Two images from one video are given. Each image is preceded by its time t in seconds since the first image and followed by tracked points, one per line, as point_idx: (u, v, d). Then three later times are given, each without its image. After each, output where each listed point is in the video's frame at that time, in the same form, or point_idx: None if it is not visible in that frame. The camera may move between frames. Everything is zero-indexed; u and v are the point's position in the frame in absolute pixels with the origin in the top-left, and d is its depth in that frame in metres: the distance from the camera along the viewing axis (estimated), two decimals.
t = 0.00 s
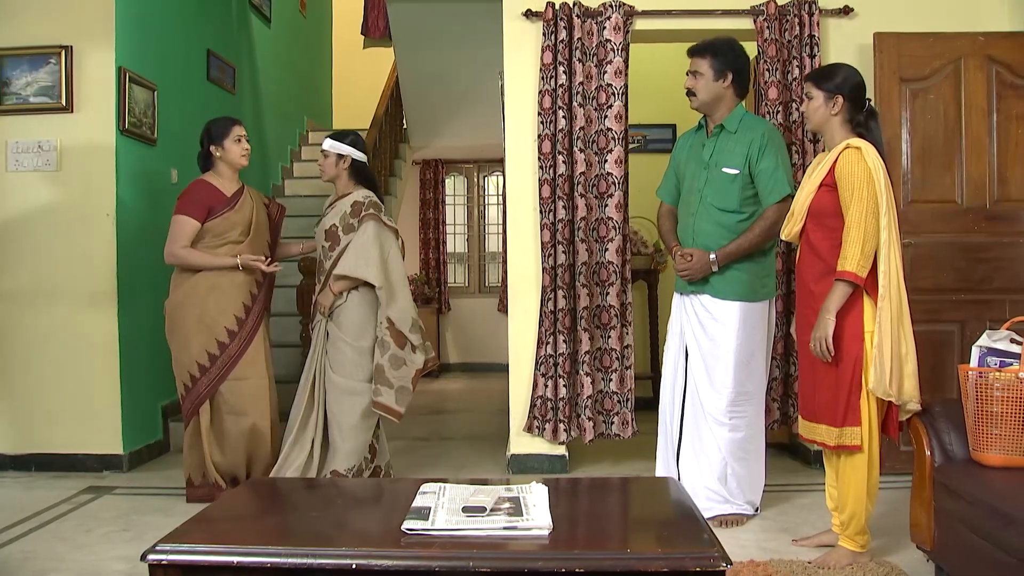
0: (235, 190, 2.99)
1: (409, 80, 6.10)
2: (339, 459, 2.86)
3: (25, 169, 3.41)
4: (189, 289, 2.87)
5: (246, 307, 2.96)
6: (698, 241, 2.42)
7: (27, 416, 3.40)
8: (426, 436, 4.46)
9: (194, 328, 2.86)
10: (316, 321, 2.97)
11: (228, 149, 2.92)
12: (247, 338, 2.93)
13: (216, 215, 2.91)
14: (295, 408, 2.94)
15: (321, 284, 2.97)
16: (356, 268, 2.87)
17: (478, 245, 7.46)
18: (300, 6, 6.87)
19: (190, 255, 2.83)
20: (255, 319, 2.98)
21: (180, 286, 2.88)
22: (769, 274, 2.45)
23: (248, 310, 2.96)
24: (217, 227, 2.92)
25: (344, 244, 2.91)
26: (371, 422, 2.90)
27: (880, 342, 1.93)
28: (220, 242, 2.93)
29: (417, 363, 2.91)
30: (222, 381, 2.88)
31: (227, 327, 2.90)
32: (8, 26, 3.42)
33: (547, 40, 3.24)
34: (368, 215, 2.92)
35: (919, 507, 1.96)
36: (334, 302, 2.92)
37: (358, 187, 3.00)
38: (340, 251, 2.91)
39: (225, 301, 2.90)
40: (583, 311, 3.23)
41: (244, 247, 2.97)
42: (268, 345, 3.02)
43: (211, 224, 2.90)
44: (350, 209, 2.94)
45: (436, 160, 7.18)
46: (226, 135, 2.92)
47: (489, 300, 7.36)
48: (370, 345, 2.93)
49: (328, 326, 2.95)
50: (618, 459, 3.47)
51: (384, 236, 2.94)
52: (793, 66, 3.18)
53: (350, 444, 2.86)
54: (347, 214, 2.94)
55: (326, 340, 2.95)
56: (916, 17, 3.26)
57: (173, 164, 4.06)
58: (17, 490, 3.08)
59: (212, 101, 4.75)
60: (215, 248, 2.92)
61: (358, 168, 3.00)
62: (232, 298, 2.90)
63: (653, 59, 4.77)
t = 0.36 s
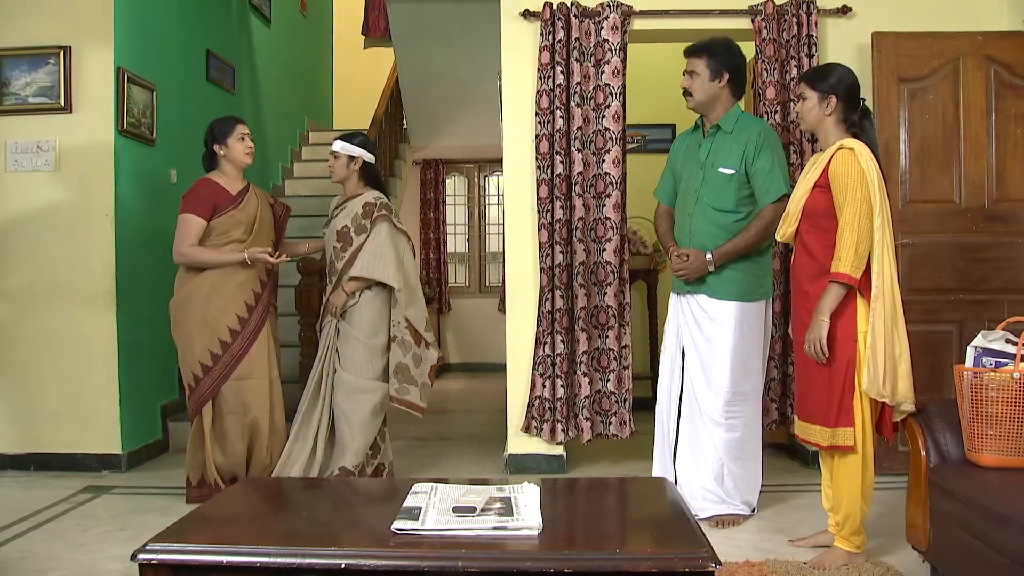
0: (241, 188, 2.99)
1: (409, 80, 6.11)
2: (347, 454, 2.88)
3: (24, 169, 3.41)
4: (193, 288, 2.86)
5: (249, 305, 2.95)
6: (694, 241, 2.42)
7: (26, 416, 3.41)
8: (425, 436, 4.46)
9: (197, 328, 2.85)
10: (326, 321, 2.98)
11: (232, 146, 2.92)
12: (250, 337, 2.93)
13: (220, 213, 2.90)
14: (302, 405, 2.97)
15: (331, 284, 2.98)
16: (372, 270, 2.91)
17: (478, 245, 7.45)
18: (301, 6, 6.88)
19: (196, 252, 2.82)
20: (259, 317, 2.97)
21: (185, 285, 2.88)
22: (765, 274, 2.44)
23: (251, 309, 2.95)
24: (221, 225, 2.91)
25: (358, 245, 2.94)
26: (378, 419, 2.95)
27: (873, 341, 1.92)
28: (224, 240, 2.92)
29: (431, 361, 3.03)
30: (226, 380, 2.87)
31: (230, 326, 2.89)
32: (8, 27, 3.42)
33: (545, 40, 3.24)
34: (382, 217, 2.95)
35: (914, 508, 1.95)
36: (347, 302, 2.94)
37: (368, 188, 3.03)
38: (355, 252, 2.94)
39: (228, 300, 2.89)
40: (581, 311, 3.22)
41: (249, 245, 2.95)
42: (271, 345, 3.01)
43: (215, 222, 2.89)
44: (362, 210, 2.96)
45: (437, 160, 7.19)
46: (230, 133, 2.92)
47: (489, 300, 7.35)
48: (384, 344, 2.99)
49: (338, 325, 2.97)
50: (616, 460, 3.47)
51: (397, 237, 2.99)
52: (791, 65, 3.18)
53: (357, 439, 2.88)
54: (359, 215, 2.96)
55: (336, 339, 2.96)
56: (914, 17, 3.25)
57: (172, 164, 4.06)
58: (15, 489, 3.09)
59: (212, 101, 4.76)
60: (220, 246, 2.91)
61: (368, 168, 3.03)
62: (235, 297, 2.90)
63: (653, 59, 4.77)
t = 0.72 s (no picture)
0: (256, 188, 2.97)
1: (411, 79, 6.11)
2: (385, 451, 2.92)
3: (25, 169, 3.43)
4: (210, 288, 2.85)
5: (266, 304, 2.94)
6: (693, 241, 2.42)
7: (28, 415, 3.42)
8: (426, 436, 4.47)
9: (216, 325, 2.84)
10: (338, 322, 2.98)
11: (248, 145, 2.92)
12: (267, 335, 2.92)
13: (235, 212, 2.88)
14: (318, 406, 2.96)
15: (343, 284, 2.98)
16: (387, 269, 2.93)
17: (481, 245, 7.44)
18: (303, 6, 6.89)
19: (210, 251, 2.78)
20: (276, 316, 2.97)
21: (201, 285, 2.86)
22: (763, 273, 2.44)
23: (268, 308, 2.94)
24: (236, 224, 2.89)
25: (371, 245, 2.95)
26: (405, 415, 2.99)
27: (868, 340, 1.92)
28: (239, 239, 2.90)
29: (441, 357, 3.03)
30: (246, 377, 2.85)
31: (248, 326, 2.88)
32: (9, 28, 3.44)
33: (544, 40, 3.24)
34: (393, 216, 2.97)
35: (912, 508, 1.95)
36: (361, 302, 2.96)
37: (376, 188, 3.05)
38: (368, 252, 2.95)
39: (246, 298, 2.88)
40: (581, 311, 3.22)
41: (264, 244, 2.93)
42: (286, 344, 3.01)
43: (231, 221, 2.87)
44: (373, 209, 2.97)
45: (439, 159, 7.14)
46: (247, 132, 2.92)
47: (492, 300, 7.35)
48: (398, 342, 3.01)
49: (351, 325, 2.97)
50: (616, 459, 3.47)
51: (408, 237, 3.01)
52: (791, 65, 3.17)
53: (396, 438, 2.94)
54: (370, 215, 2.96)
55: (349, 339, 2.97)
56: (915, 16, 3.24)
57: (173, 164, 4.07)
58: (16, 488, 3.10)
59: (213, 101, 4.77)
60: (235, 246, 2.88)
61: (377, 168, 3.05)
62: (252, 296, 2.88)
63: (655, 59, 4.76)
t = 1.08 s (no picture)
0: (262, 188, 2.90)
1: (409, 79, 6.11)
2: (404, 449, 2.93)
3: (21, 169, 3.43)
4: (213, 288, 2.80)
5: (271, 303, 2.88)
6: (686, 240, 2.42)
7: (24, 415, 3.42)
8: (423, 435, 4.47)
9: (221, 324, 2.80)
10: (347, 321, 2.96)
11: (255, 149, 2.86)
12: (271, 333, 2.87)
13: (241, 213, 2.82)
14: (327, 404, 2.95)
15: (353, 283, 2.97)
16: (401, 268, 2.93)
17: (480, 244, 7.44)
18: (301, 6, 6.89)
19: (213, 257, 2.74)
20: (280, 316, 2.90)
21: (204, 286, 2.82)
22: (757, 273, 2.44)
23: (273, 308, 2.88)
24: (242, 225, 2.82)
25: (383, 243, 2.95)
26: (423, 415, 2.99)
27: (861, 340, 1.92)
28: (244, 240, 2.83)
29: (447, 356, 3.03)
30: (251, 376, 2.81)
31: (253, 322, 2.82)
32: (6, 28, 3.44)
33: (540, 39, 3.24)
34: (405, 215, 2.96)
35: (904, 508, 1.95)
36: (373, 300, 2.95)
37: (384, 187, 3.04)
38: (381, 250, 2.94)
39: (249, 299, 2.82)
40: (576, 311, 3.22)
41: (267, 245, 2.85)
42: (290, 344, 2.96)
43: (236, 223, 2.80)
44: (384, 208, 2.97)
45: (438, 159, 7.15)
46: (253, 135, 2.85)
47: (491, 300, 7.35)
48: (410, 340, 3.01)
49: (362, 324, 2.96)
50: (612, 459, 3.47)
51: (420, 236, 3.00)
52: (787, 64, 3.17)
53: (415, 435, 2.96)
54: (382, 213, 2.96)
55: (359, 338, 2.96)
56: (911, 15, 3.24)
57: (170, 163, 4.07)
58: (12, 487, 3.10)
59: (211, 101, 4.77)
60: (239, 248, 2.82)
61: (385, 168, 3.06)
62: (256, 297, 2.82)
63: (653, 58, 4.76)
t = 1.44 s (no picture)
0: (260, 189, 2.89)
1: (408, 78, 6.11)
2: (400, 453, 2.89)
3: (18, 168, 3.43)
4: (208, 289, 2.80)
5: (266, 303, 2.86)
6: (680, 240, 2.42)
7: (20, 413, 3.42)
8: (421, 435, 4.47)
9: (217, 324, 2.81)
10: (360, 320, 2.91)
11: (253, 149, 2.84)
12: (267, 333, 2.85)
13: (237, 214, 2.81)
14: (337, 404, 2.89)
15: (370, 281, 2.92)
16: (424, 265, 2.89)
17: (479, 243, 7.44)
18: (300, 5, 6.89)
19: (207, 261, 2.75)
20: (275, 316, 2.88)
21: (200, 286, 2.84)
22: (751, 272, 2.44)
23: (268, 307, 2.86)
24: (237, 226, 2.81)
25: (403, 241, 2.92)
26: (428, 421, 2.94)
27: (853, 340, 1.92)
28: (240, 241, 2.82)
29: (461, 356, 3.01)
30: (244, 374, 2.80)
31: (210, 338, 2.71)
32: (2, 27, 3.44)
33: (535, 38, 3.24)
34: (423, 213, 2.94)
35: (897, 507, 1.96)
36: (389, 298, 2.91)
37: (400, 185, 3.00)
38: (401, 247, 2.92)
39: (243, 298, 2.81)
40: (571, 310, 3.23)
41: (263, 245, 2.84)
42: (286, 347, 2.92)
43: (233, 225, 2.80)
44: (402, 205, 2.92)
45: (438, 158, 7.14)
46: (252, 136, 2.84)
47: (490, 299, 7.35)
48: (425, 340, 2.99)
49: (374, 323, 2.92)
50: (609, 458, 3.47)
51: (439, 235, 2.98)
52: (783, 63, 3.17)
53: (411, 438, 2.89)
54: (400, 210, 2.92)
55: (372, 337, 2.91)
56: (907, 14, 3.24)
57: (167, 163, 4.06)
58: (9, 486, 3.11)
59: (209, 100, 4.77)
60: (236, 249, 2.82)
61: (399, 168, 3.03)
62: (248, 297, 2.81)
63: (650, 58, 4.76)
